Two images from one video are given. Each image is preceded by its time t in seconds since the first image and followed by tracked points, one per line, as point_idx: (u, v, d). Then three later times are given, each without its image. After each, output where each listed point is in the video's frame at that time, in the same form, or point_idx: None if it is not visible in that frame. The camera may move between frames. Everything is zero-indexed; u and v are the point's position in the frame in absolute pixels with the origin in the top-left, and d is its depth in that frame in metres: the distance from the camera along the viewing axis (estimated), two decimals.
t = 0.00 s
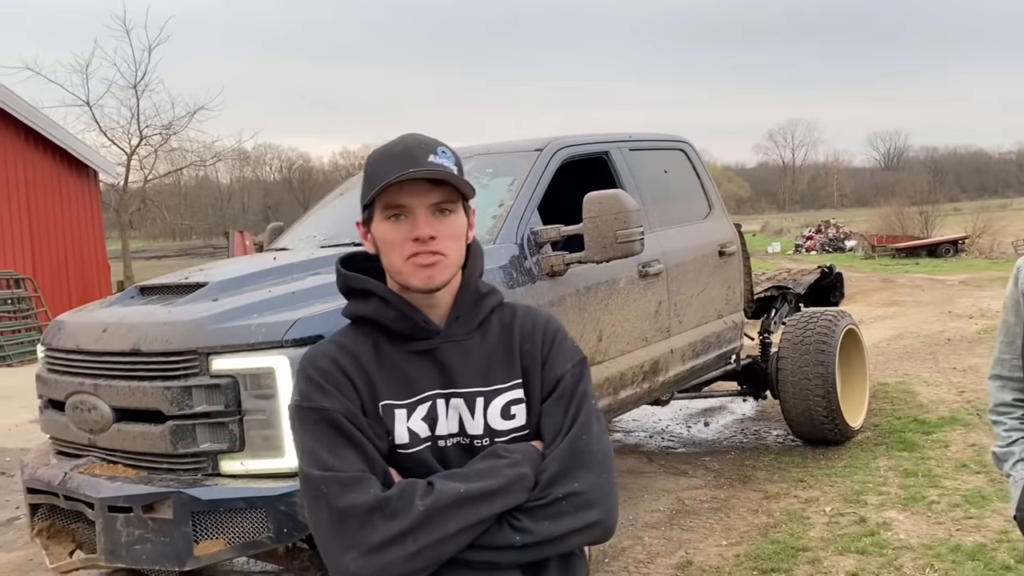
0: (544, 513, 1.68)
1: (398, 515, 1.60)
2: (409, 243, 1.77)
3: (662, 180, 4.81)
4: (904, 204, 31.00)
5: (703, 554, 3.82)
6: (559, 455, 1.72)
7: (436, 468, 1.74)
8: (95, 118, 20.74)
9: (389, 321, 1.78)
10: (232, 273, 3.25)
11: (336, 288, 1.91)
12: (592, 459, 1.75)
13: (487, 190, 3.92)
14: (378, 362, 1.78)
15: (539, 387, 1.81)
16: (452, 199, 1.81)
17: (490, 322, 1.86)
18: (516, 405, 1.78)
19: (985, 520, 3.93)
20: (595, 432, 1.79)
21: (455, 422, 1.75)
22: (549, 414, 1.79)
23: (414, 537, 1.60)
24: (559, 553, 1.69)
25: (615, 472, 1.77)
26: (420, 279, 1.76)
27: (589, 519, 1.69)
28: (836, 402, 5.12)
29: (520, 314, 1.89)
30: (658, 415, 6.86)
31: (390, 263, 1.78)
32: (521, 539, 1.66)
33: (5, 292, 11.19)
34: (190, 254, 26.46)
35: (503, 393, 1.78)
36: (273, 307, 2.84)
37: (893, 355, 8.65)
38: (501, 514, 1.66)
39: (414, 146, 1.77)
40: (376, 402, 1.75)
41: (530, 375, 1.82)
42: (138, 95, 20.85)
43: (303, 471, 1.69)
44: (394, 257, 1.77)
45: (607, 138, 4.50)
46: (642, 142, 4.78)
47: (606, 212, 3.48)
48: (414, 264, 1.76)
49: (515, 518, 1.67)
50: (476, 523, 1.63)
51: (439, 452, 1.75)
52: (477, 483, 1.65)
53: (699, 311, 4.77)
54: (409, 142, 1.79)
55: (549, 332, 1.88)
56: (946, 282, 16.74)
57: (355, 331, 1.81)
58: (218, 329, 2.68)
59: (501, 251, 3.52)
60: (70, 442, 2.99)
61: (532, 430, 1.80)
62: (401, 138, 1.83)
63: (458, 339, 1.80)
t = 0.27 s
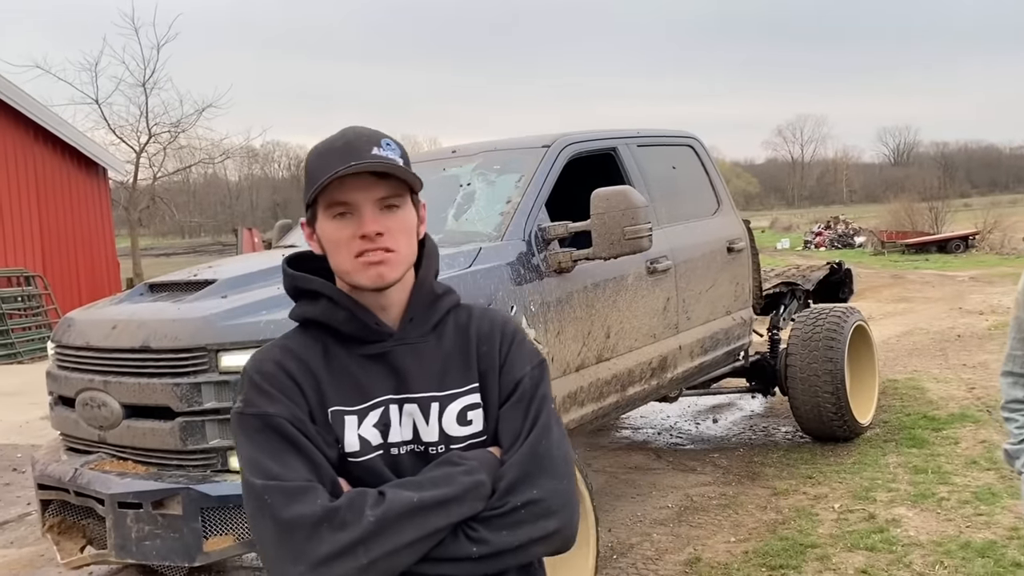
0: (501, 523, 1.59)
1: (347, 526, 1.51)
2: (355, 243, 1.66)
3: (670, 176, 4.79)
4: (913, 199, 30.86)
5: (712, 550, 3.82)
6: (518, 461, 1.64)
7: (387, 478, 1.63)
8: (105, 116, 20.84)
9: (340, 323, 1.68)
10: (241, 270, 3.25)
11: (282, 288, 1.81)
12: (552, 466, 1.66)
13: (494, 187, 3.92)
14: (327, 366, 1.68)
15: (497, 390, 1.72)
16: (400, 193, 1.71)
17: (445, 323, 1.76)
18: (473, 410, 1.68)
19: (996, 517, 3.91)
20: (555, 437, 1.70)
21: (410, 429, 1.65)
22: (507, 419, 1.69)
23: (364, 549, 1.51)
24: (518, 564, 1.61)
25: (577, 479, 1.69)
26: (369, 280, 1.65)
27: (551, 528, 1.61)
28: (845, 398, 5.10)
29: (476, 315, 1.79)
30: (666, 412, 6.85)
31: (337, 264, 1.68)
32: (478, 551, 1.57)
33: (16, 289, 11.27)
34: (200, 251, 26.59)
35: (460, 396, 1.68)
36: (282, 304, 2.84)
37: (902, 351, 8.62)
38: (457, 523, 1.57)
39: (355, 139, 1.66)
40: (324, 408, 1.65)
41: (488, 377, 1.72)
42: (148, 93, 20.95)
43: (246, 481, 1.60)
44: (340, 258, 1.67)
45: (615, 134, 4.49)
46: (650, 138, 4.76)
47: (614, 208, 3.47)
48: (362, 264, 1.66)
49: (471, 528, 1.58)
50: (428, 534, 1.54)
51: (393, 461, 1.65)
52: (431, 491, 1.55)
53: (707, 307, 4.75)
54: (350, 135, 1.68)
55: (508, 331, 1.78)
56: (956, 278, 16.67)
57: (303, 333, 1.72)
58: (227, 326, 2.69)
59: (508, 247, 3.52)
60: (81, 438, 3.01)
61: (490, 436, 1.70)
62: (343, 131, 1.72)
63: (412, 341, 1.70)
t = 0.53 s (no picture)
0: (477, 531, 1.60)
1: (314, 542, 1.51)
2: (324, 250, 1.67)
3: (676, 172, 4.78)
4: (922, 195, 30.72)
5: (719, 547, 3.81)
6: (494, 465, 1.64)
7: (358, 487, 1.65)
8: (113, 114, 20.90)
9: (308, 330, 1.69)
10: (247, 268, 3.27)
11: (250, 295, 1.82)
12: (529, 469, 1.66)
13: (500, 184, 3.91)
14: (295, 375, 1.69)
15: (472, 393, 1.72)
16: (367, 196, 1.72)
17: (418, 325, 1.77)
18: (447, 414, 1.69)
19: (1004, 514, 3.90)
20: (532, 438, 1.70)
21: (382, 437, 1.67)
22: (483, 423, 1.70)
23: (333, 564, 1.51)
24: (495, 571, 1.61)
25: (556, 481, 1.69)
26: (340, 289, 1.67)
27: (528, 534, 1.62)
28: (853, 395, 5.09)
29: (451, 315, 1.81)
30: (673, 409, 6.84)
31: (305, 270, 1.69)
32: (454, 560, 1.58)
33: (26, 287, 11.32)
34: (207, 249, 26.67)
35: (433, 402, 1.69)
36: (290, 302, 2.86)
37: (910, 348, 8.59)
38: (431, 532, 1.58)
39: (319, 143, 1.67)
40: (294, 419, 1.66)
41: (462, 380, 1.73)
42: (156, 91, 21.01)
43: (212, 497, 1.61)
44: (309, 265, 1.68)
45: (621, 131, 4.48)
46: (656, 134, 4.75)
47: (620, 205, 3.47)
48: (331, 270, 1.67)
49: (446, 536, 1.59)
50: (402, 544, 1.54)
51: (365, 469, 1.66)
52: (402, 501, 1.56)
53: (714, 304, 4.74)
54: (314, 138, 1.69)
55: (482, 333, 1.79)
56: (965, 274, 16.59)
57: (272, 341, 1.73)
58: (233, 324, 2.70)
59: (514, 245, 3.52)
60: (89, 435, 3.02)
61: (466, 440, 1.71)
62: (306, 132, 1.73)
63: (383, 345, 1.72)
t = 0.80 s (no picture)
0: (490, 530, 1.60)
1: (329, 545, 1.50)
2: (324, 245, 1.67)
3: (682, 169, 4.77)
4: (928, 192, 30.62)
5: (725, 544, 3.81)
6: (505, 464, 1.64)
7: (369, 487, 1.64)
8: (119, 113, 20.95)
9: (314, 328, 1.69)
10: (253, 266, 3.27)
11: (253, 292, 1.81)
12: (541, 467, 1.67)
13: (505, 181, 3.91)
14: (304, 375, 1.68)
15: (482, 391, 1.72)
16: (368, 189, 1.70)
17: (426, 323, 1.77)
18: (457, 412, 1.69)
19: (1011, 511, 3.88)
20: (542, 435, 1.71)
21: (392, 435, 1.66)
22: (493, 421, 1.70)
23: (347, 567, 1.50)
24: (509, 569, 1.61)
25: (566, 477, 1.69)
26: (342, 285, 1.67)
27: (541, 531, 1.62)
28: (859, 392, 5.07)
29: (458, 312, 1.81)
30: (679, 406, 6.84)
31: (307, 267, 1.69)
32: (467, 559, 1.58)
33: (32, 285, 11.36)
34: (213, 248, 26.73)
35: (443, 400, 1.69)
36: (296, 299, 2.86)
37: (917, 345, 8.57)
38: (444, 533, 1.58)
39: (317, 137, 1.65)
40: (302, 419, 1.65)
41: (471, 378, 1.73)
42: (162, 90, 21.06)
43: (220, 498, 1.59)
44: (311, 261, 1.67)
45: (626, 127, 4.47)
46: (661, 131, 4.74)
47: (625, 203, 3.46)
48: (333, 266, 1.67)
49: (459, 536, 1.59)
50: (416, 546, 1.54)
51: (375, 469, 1.65)
52: (415, 502, 1.55)
53: (719, 302, 4.74)
54: (313, 132, 1.67)
55: (490, 329, 1.79)
56: (971, 271, 16.54)
57: (278, 339, 1.72)
58: (238, 322, 2.71)
59: (519, 242, 3.52)
60: (96, 433, 3.03)
61: (476, 438, 1.71)
62: (305, 126, 1.71)
63: (392, 343, 1.72)
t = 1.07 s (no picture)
0: (523, 516, 1.58)
1: (365, 526, 1.51)
2: (363, 236, 1.69)
3: (684, 167, 4.77)
4: (932, 189, 30.54)
5: (728, 542, 3.81)
6: (538, 451, 1.63)
7: (404, 472, 1.65)
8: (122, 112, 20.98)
9: (353, 315, 1.71)
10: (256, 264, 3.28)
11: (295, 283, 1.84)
12: (574, 456, 1.65)
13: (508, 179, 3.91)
14: (342, 360, 1.71)
15: (515, 379, 1.74)
16: (406, 181, 1.72)
17: (462, 312, 1.79)
18: (490, 399, 1.71)
19: (1015, 509, 3.88)
20: (575, 426, 1.70)
21: (427, 421, 1.68)
22: (526, 408, 1.72)
23: (383, 549, 1.51)
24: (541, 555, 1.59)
25: (599, 468, 1.68)
26: (380, 274, 1.69)
27: (573, 518, 1.59)
28: (863, 390, 5.07)
29: (494, 303, 1.83)
30: (682, 404, 6.83)
31: (346, 257, 1.71)
32: (499, 544, 1.56)
33: (36, 284, 11.40)
34: (216, 246, 26.76)
35: (477, 387, 1.71)
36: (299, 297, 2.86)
37: (921, 342, 8.55)
38: (477, 518, 1.57)
39: (358, 130, 1.67)
40: (340, 404, 1.68)
41: (505, 366, 1.75)
42: (165, 89, 21.08)
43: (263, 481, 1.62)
44: (350, 251, 1.70)
45: (629, 125, 4.47)
46: (664, 129, 4.74)
47: (627, 201, 3.46)
48: (371, 256, 1.69)
49: (492, 522, 1.58)
50: (448, 529, 1.54)
51: (411, 454, 1.68)
52: (449, 487, 1.55)
53: (723, 299, 4.73)
54: (353, 125, 1.69)
55: (523, 319, 1.82)
56: (975, 268, 16.49)
57: (317, 326, 1.75)
58: (242, 319, 2.72)
59: (522, 240, 3.52)
60: (101, 431, 3.04)
61: (509, 426, 1.73)
62: (345, 119, 1.73)
63: (428, 331, 1.74)
